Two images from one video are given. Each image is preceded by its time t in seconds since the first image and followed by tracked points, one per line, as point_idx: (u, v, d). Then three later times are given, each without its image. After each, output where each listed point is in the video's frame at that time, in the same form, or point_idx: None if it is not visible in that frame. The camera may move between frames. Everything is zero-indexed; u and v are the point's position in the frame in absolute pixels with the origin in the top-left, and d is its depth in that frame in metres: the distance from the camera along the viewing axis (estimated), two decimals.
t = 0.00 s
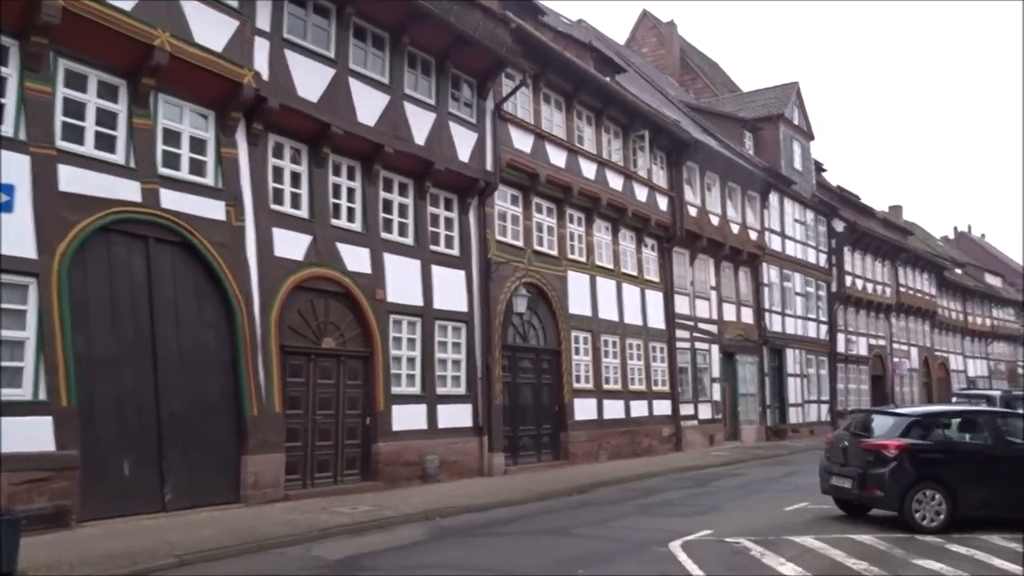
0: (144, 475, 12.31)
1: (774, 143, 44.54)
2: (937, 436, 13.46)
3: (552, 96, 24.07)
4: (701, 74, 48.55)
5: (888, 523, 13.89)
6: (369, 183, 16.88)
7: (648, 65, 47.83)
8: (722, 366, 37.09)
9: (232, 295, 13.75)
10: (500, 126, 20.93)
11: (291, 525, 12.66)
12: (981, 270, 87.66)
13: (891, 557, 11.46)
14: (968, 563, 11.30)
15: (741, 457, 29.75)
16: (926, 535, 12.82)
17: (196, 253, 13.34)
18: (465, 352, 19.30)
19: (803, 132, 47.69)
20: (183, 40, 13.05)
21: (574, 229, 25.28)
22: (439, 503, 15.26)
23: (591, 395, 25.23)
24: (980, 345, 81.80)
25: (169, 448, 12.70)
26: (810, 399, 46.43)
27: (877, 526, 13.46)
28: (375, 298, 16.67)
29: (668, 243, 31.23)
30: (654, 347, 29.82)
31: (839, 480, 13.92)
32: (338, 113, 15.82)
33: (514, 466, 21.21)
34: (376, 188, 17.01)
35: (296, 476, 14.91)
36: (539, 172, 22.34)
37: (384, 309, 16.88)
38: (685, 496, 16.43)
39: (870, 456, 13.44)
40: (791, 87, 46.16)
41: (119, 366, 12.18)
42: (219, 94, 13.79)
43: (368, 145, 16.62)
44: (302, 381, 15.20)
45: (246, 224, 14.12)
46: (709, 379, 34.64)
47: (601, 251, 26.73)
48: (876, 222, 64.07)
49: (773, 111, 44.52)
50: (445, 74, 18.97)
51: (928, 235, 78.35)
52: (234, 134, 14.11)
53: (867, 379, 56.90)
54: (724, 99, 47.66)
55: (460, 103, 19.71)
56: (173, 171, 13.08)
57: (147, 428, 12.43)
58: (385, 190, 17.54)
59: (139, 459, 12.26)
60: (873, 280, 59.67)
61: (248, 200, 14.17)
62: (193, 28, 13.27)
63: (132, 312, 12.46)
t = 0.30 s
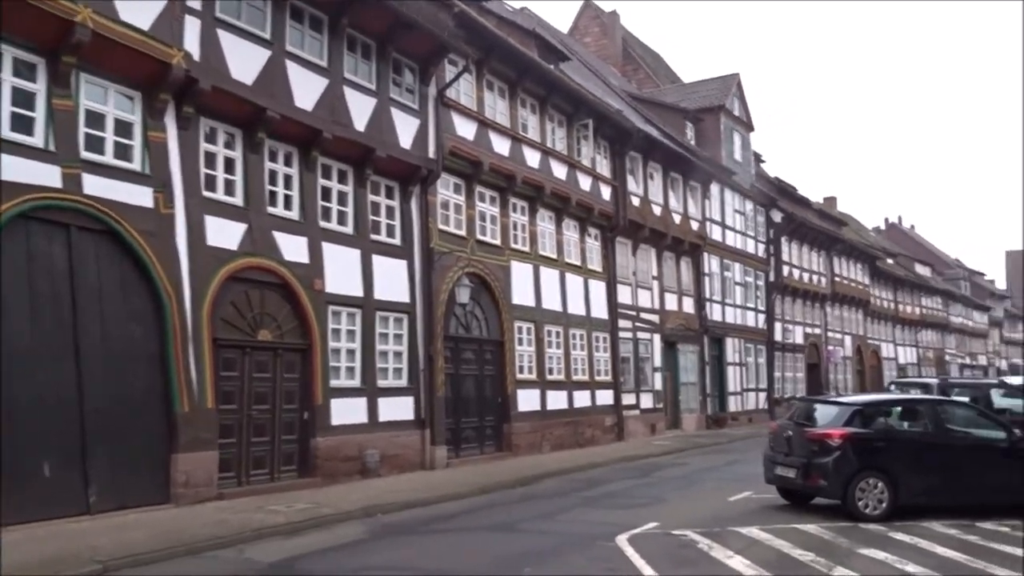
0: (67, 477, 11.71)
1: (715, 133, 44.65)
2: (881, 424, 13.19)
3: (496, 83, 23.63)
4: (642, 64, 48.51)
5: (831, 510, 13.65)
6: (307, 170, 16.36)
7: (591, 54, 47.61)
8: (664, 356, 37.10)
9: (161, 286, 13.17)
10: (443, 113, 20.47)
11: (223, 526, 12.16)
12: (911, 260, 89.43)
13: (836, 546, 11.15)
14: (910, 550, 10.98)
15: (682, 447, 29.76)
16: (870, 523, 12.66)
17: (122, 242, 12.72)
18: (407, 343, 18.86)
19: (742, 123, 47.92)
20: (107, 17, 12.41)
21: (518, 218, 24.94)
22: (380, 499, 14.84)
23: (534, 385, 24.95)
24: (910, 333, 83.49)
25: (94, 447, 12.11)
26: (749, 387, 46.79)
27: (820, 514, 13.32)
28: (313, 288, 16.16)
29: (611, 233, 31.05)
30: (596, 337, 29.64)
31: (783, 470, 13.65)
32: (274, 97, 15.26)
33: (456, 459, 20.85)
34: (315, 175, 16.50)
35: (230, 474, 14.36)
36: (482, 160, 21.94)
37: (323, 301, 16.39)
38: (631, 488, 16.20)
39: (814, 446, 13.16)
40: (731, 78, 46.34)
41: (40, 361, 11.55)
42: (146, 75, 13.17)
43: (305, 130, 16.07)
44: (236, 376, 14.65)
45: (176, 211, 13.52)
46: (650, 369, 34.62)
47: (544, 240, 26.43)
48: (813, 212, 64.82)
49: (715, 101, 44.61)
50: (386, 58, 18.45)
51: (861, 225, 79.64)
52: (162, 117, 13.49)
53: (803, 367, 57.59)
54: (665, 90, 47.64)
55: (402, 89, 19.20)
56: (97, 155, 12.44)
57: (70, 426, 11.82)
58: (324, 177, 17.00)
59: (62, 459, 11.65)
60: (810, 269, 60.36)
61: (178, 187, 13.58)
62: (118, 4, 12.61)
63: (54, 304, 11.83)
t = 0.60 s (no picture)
0: None
1: (660, 133, 44.55)
2: (832, 421, 12.74)
3: (441, 78, 23.05)
4: (587, 65, 48.29)
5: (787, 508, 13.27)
6: (243, 162, 15.68)
7: (535, 54, 47.22)
8: (611, 356, 36.82)
9: (85, 281, 12.43)
10: (386, 106, 19.85)
11: (154, 535, 11.46)
12: (849, 261, 90.72)
13: (793, 546, 10.76)
14: (868, 548, 10.63)
15: (631, 446, 29.46)
16: (824, 522, 12.23)
17: (41, 235, 11.96)
18: (350, 343, 18.23)
19: (686, 123, 47.92)
20: None
21: (464, 215, 24.40)
22: (322, 504, 14.20)
23: (481, 386, 24.42)
24: (848, 333, 84.59)
25: (12, 453, 11.33)
26: (694, 387, 46.76)
27: (776, 513, 12.97)
28: (252, 284, 15.47)
29: (557, 231, 30.66)
30: (544, 336, 29.23)
31: (736, 469, 13.21)
32: (206, 84, 14.57)
33: (402, 462, 20.23)
34: (252, 168, 15.83)
35: (162, 480, 13.61)
36: (427, 156, 21.36)
37: (262, 298, 15.71)
38: (583, 488, 15.73)
39: (767, 444, 12.70)
40: (676, 79, 46.32)
41: None
42: (67, 56, 12.43)
43: (239, 119, 15.38)
44: (169, 376, 13.91)
45: (101, 202, 12.78)
46: (598, 368, 34.30)
47: (490, 238, 25.91)
48: (755, 213, 65.20)
49: (659, 101, 44.53)
50: (326, 48, 17.81)
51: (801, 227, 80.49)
52: (85, 102, 12.75)
53: (746, 366, 57.86)
54: (610, 90, 47.47)
55: (343, 80, 18.56)
56: (13, 140, 11.66)
57: None
58: (261, 169, 16.30)
59: None
60: (752, 270, 60.70)
61: (102, 176, 12.85)
62: None
63: None
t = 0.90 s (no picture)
0: None
1: (669, 132, 44.23)
2: (853, 427, 12.46)
3: (449, 74, 22.79)
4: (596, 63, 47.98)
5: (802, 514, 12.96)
6: (248, 157, 15.43)
7: (543, 52, 46.92)
8: (619, 356, 36.52)
9: (87, 278, 12.19)
10: (393, 101, 19.59)
11: (154, 538, 11.21)
12: (858, 262, 90.24)
13: (813, 557, 10.46)
14: (892, 561, 10.33)
15: (638, 448, 29.15)
16: (846, 533, 11.95)
17: (43, 230, 11.72)
18: (355, 342, 17.97)
19: (696, 122, 47.57)
20: None
21: (471, 213, 24.13)
22: (326, 507, 13.95)
23: (488, 386, 24.15)
24: (857, 334, 84.09)
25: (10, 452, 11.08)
26: (702, 388, 46.41)
27: (792, 520, 12.67)
28: (255, 282, 15.22)
29: (565, 230, 30.38)
30: (551, 337, 28.94)
31: (753, 475, 12.92)
32: (211, 78, 14.32)
33: (407, 463, 19.95)
34: (256, 164, 15.58)
35: (163, 481, 13.36)
36: (434, 152, 21.11)
37: (266, 295, 15.46)
38: (591, 492, 15.44)
39: (786, 450, 12.42)
40: (685, 77, 46.00)
41: None
42: (69, 49, 12.18)
43: (245, 115, 15.16)
44: (171, 375, 13.66)
45: (103, 197, 12.54)
46: (606, 369, 33.99)
47: (498, 236, 25.63)
48: (764, 214, 64.77)
49: (668, 100, 44.20)
50: (332, 42, 17.57)
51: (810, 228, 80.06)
52: (88, 96, 12.50)
53: (755, 367, 57.47)
54: (618, 89, 47.17)
55: (349, 75, 18.31)
56: (13, 134, 11.41)
57: None
58: (266, 165, 16.05)
59: None
60: (761, 271, 60.34)
61: (104, 171, 12.60)
62: None
63: None
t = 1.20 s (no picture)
0: None
1: (660, 134, 43.90)
2: (859, 430, 12.09)
3: (440, 71, 22.37)
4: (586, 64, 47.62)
5: (805, 521, 12.59)
6: (233, 153, 14.98)
7: (534, 53, 46.53)
8: (610, 360, 36.14)
9: (63, 276, 11.72)
10: (383, 98, 19.15)
11: (131, 548, 10.73)
12: (847, 267, 90.17)
13: (821, 567, 10.07)
14: (903, 570, 9.94)
15: (629, 453, 28.76)
16: (853, 538, 11.58)
17: (17, 226, 11.25)
18: (343, 344, 17.52)
19: (687, 124, 47.26)
20: None
21: (462, 213, 23.70)
22: (312, 514, 13.50)
23: (478, 390, 23.72)
24: (845, 338, 83.98)
25: None
26: (693, 392, 46.07)
27: (795, 529, 12.28)
28: (240, 282, 14.76)
29: (557, 232, 29.98)
30: (542, 340, 28.52)
31: (755, 480, 12.52)
32: (195, 71, 13.86)
33: (395, 469, 19.49)
34: (242, 159, 15.12)
35: (142, 488, 12.88)
36: (425, 151, 20.66)
37: (251, 296, 15.00)
38: (585, 498, 15.02)
39: (790, 454, 12.05)
40: (677, 79, 45.70)
41: None
42: (46, 37, 11.71)
43: (231, 109, 14.71)
44: (151, 378, 13.19)
45: (81, 192, 12.07)
46: (596, 373, 33.60)
47: (488, 237, 25.22)
48: (755, 217, 64.53)
49: (660, 101, 43.85)
50: (321, 36, 17.13)
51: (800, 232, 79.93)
52: (66, 87, 12.02)
53: (745, 371, 57.19)
54: (609, 90, 46.83)
55: (338, 70, 17.88)
56: None
57: None
58: (252, 162, 15.59)
59: None
60: (751, 274, 60.09)
61: (82, 165, 12.13)
62: None
63: None
